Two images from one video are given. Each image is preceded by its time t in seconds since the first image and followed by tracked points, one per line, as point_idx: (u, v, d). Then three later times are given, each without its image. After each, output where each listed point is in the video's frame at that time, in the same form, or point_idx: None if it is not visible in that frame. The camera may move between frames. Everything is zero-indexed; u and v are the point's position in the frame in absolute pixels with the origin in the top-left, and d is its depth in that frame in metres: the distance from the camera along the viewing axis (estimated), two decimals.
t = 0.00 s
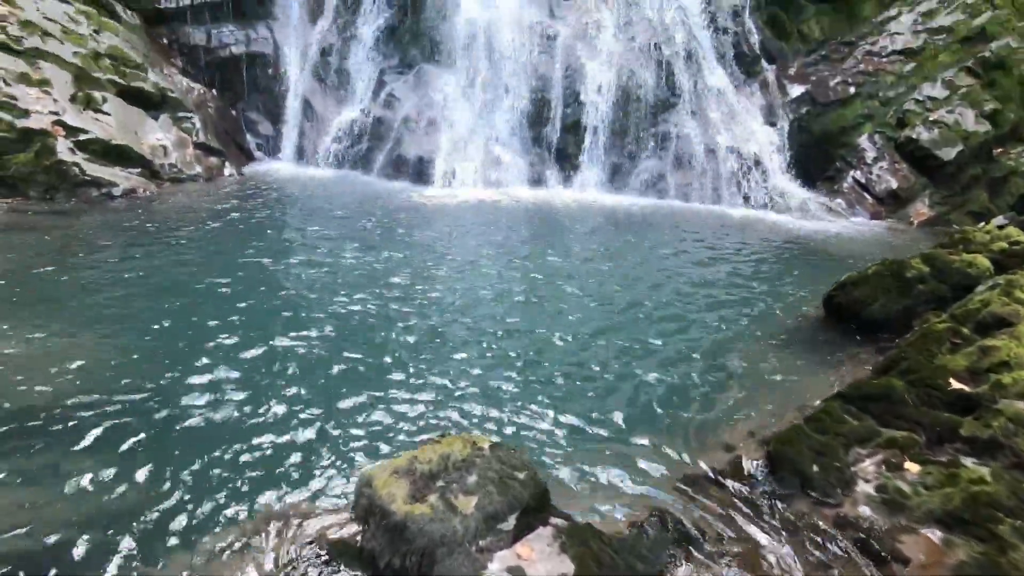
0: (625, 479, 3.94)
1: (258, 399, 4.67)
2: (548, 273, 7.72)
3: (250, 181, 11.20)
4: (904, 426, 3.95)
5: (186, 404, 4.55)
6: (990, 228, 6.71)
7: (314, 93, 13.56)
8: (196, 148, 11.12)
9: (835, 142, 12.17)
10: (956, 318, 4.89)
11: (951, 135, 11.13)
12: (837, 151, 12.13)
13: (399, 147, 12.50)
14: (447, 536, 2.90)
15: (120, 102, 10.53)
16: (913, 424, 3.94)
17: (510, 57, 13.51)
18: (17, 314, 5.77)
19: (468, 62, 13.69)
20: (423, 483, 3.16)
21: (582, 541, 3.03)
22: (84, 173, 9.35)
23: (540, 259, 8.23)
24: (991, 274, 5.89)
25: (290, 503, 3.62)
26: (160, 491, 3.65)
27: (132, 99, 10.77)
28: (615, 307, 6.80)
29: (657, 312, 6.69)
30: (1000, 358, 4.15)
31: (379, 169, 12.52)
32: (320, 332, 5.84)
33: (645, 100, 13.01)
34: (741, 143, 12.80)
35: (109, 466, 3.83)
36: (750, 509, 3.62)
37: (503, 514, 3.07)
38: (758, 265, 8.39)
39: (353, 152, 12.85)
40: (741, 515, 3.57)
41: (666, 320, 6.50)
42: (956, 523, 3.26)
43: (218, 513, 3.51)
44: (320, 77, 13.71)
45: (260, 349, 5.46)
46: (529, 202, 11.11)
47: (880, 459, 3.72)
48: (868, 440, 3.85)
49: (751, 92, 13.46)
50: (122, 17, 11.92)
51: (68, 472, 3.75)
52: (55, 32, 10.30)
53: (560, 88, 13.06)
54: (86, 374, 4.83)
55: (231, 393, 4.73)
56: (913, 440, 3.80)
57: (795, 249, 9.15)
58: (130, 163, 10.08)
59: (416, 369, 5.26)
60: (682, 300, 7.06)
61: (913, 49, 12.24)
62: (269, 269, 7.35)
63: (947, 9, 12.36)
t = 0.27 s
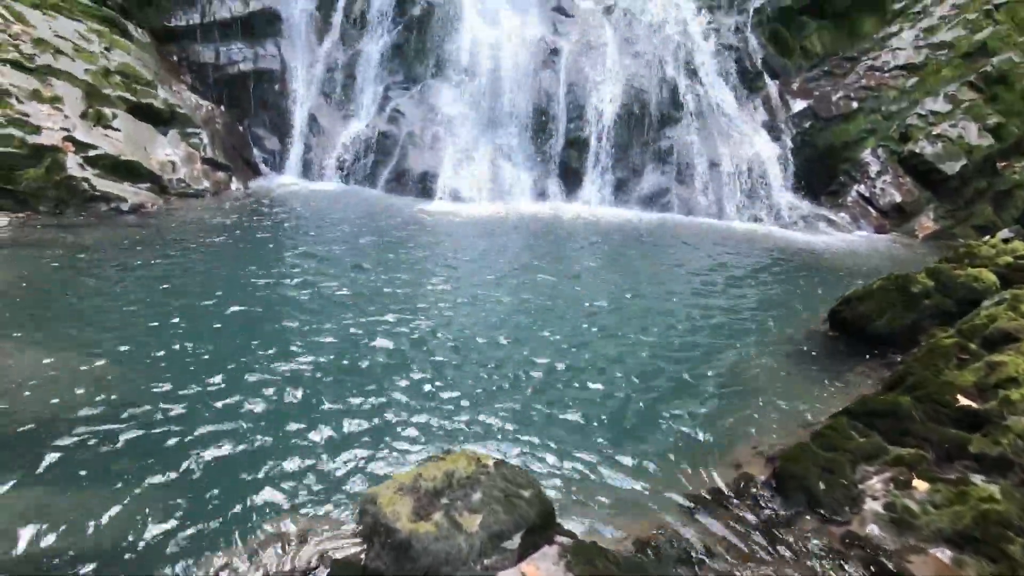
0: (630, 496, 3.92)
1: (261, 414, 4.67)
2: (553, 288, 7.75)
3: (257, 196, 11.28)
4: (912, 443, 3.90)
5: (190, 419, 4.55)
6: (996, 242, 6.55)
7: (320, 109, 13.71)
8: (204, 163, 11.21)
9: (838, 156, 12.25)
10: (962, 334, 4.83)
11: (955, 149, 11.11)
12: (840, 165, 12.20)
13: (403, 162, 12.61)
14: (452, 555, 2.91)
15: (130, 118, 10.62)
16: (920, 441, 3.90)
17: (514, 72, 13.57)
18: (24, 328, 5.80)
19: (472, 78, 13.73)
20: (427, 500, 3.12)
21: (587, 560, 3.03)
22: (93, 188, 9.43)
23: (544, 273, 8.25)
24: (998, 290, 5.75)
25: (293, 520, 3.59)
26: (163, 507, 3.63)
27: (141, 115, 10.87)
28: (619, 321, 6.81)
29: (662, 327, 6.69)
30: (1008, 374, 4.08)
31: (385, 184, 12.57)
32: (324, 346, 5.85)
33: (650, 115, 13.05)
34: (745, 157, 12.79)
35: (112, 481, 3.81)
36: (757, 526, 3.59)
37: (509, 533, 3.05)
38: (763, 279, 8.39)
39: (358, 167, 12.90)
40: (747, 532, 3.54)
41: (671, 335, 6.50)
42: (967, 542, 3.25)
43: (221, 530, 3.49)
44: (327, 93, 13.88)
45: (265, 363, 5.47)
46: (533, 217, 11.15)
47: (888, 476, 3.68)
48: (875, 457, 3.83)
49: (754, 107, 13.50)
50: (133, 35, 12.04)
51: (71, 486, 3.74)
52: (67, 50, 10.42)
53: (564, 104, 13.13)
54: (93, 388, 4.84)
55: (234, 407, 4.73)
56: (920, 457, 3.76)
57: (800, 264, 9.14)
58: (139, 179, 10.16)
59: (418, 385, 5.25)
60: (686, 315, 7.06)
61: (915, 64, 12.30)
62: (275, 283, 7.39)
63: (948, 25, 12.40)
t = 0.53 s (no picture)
0: (635, 515, 3.91)
1: (263, 433, 4.67)
2: (555, 302, 7.81)
3: (260, 213, 11.36)
4: (919, 460, 3.89)
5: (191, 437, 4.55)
6: (1000, 255, 6.56)
7: (324, 126, 13.88)
8: (209, 180, 11.30)
9: (839, 169, 12.32)
10: (967, 348, 4.82)
11: (957, 162, 11.09)
12: (841, 179, 12.26)
13: (406, 178, 12.80)
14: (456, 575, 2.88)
15: (136, 137, 10.71)
16: (928, 458, 3.87)
17: (515, 87, 13.63)
18: (32, 346, 5.85)
19: (473, 94, 13.83)
20: (430, 520, 3.14)
21: None
22: (99, 206, 9.49)
23: (546, 289, 8.26)
24: (1001, 303, 5.77)
25: (296, 541, 3.58)
26: (165, 527, 3.62)
27: (147, 134, 10.96)
28: (623, 337, 6.81)
29: (665, 342, 6.70)
30: (1014, 390, 4.07)
31: (387, 200, 12.65)
32: (327, 363, 5.86)
33: (650, 129, 13.01)
34: (746, 172, 12.85)
35: (115, 501, 3.81)
36: (763, 547, 3.57)
37: (511, 553, 3.04)
38: (766, 294, 8.39)
39: (363, 183, 13.04)
40: (753, 553, 3.52)
41: (674, 350, 6.51)
42: (976, 562, 3.21)
43: (224, 551, 3.48)
44: (331, 111, 14.06)
45: (268, 381, 5.48)
46: (536, 232, 11.18)
47: (895, 494, 3.67)
48: (880, 475, 3.81)
49: (754, 121, 13.57)
50: (140, 54, 12.15)
51: (73, 505, 3.75)
52: (76, 70, 10.53)
53: (566, 119, 13.16)
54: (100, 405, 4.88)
55: (236, 425, 4.73)
56: (927, 474, 3.75)
57: (801, 277, 9.17)
58: (145, 196, 10.21)
59: (420, 403, 5.24)
60: (689, 329, 7.07)
61: (914, 78, 12.35)
62: (279, 300, 7.41)
63: (946, 39, 12.44)
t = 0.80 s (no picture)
0: (638, 537, 3.89)
1: (263, 455, 4.66)
2: (555, 320, 7.81)
3: (261, 233, 11.41)
4: (923, 478, 3.86)
5: (193, 458, 4.56)
6: (999, 270, 6.55)
7: (325, 147, 13.98)
8: (210, 202, 11.38)
9: (837, 185, 12.42)
10: (968, 364, 4.82)
11: (953, 177, 11.17)
12: (839, 194, 12.33)
13: (405, 199, 12.90)
14: None
15: (138, 159, 10.75)
16: (933, 477, 3.84)
17: (513, 107, 13.69)
18: (37, 368, 5.90)
19: (472, 114, 13.80)
20: (430, 547, 3.15)
21: None
22: (101, 228, 9.54)
23: (546, 308, 8.23)
24: (1003, 318, 5.71)
25: (297, 566, 3.55)
26: (166, 554, 3.60)
27: (149, 156, 11.04)
28: (623, 355, 6.81)
29: (665, 360, 6.70)
30: (1017, 407, 4.03)
31: (387, 220, 12.71)
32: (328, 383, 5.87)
33: (648, 147, 13.13)
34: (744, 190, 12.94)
35: (116, 527, 3.79)
36: (768, 569, 3.57)
37: None
38: (766, 310, 8.39)
39: (363, 203, 13.10)
40: None
41: (674, 368, 6.52)
42: None
43: None
44: (331, 131, 14.14)
45: (269, 401, 5.49)
46: (535, 251, 11.18)
47: (899, 514, 3.65)
48: (885, 493, 3.79)
49: (751, 138, 13.66)
50: (145, 79, 12.32)
51: (74, 531, 3.74)
52: (80, 94, 10.62)
53: (564, 139, 13.29)
54: (105, 426, 4.91)
55: (237, 448, 4.73)
56: (932, 493, 3.71)
57: (802, 293, 9.15)
58: (146, 219, 10.23)
59: (420, 424, 5.22)
60: (690, 347, 7.08)
61: (909, 95, 12.49)
62: (281, 320, 7.44)
63: (939, 56, 12.59)
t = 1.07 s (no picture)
0: (645, 562, 3.86)
1: (268, 481, 4.64)
2: (556, 340, 7.84)
3: (261, 255, 11.44)
4: (930, 499, 3.85)
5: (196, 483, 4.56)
6: (1000, 287, 6.50)
7: (325, 169, 14.08)
8: (211, 224, 11.44)
9: (834, 203, 12.52)
10: (972, 383, 4.84)
11: (949, 194, 11.17)
12: (836, 212, 12.43)
13: (407, 219, 12.80)
14: None
15: (140, 183, 10.83)
16: (939, 498, 3.83)
17: (512, 128, 13.79)
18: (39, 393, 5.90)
19: (472, 136, 13.97)
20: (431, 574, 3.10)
21: None
22: (103, 251, 9.58)
23: (547, 330, 8.15)
24: (1004, 335, 5.66)
25: None
26: None
27: (152, 180, 11.10)
28: (625, 376, 6.81)
29: (667, 381, 6.71)
30: (1021, 426, 4.05)
31: (387, 241, 12.70)
32: (331, 407, 5.88)
33: (646, 167, 13.22)
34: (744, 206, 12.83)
35: (120, 555, 3.76)
36: None
37: None
38: (768, 330, 8.34)
39: (363, 225, 13.10)
40: None
41: (676, 389, 6.52)
42: None
43: None
44: (332, 154, 14.28)
45: (270, 425, 5.49)
46: (535, 270, 11.18)
47: (907, 537, 3.61)
48: (892, 516, 3.76)
49: (749, 158, 13.80)
50: (148, 104, 12.44)
51: (78, 560, 3.70)
52: (84, 119, 10.69)
53: (564, 158, 13.30)
54: (108, 453, 4.90)
55: (242, 474, 4.70)
56: (939, 514, 3.70)
57: (802, 312, 9.17)
58: (148, 242, 10.28)
59: (422, 446, 5.23)
60: (692, 367, 7.09)
61: (903, 114, 12.62)
62: (282, 343, 7.44)
63: (932, 76, 12.74)
